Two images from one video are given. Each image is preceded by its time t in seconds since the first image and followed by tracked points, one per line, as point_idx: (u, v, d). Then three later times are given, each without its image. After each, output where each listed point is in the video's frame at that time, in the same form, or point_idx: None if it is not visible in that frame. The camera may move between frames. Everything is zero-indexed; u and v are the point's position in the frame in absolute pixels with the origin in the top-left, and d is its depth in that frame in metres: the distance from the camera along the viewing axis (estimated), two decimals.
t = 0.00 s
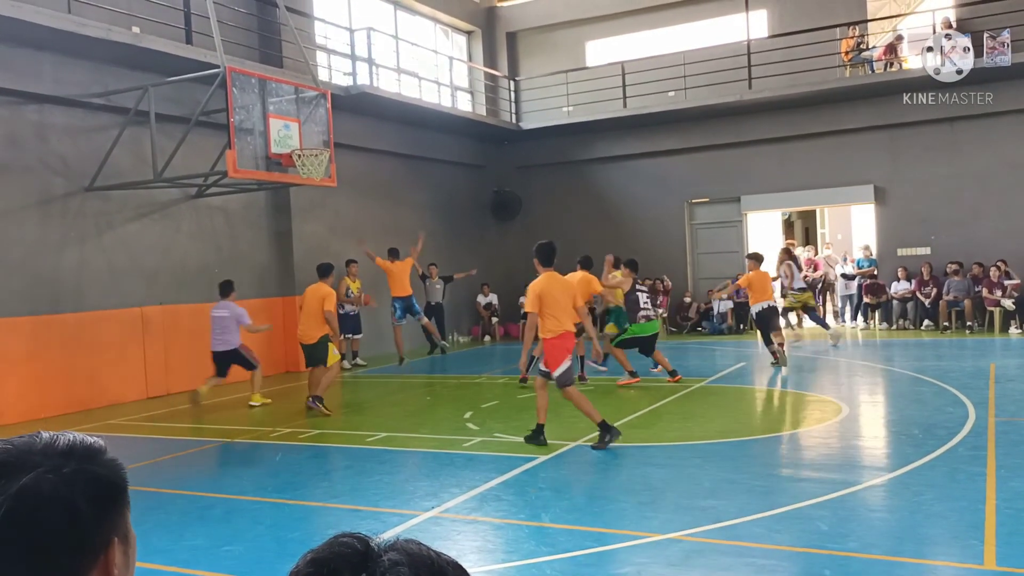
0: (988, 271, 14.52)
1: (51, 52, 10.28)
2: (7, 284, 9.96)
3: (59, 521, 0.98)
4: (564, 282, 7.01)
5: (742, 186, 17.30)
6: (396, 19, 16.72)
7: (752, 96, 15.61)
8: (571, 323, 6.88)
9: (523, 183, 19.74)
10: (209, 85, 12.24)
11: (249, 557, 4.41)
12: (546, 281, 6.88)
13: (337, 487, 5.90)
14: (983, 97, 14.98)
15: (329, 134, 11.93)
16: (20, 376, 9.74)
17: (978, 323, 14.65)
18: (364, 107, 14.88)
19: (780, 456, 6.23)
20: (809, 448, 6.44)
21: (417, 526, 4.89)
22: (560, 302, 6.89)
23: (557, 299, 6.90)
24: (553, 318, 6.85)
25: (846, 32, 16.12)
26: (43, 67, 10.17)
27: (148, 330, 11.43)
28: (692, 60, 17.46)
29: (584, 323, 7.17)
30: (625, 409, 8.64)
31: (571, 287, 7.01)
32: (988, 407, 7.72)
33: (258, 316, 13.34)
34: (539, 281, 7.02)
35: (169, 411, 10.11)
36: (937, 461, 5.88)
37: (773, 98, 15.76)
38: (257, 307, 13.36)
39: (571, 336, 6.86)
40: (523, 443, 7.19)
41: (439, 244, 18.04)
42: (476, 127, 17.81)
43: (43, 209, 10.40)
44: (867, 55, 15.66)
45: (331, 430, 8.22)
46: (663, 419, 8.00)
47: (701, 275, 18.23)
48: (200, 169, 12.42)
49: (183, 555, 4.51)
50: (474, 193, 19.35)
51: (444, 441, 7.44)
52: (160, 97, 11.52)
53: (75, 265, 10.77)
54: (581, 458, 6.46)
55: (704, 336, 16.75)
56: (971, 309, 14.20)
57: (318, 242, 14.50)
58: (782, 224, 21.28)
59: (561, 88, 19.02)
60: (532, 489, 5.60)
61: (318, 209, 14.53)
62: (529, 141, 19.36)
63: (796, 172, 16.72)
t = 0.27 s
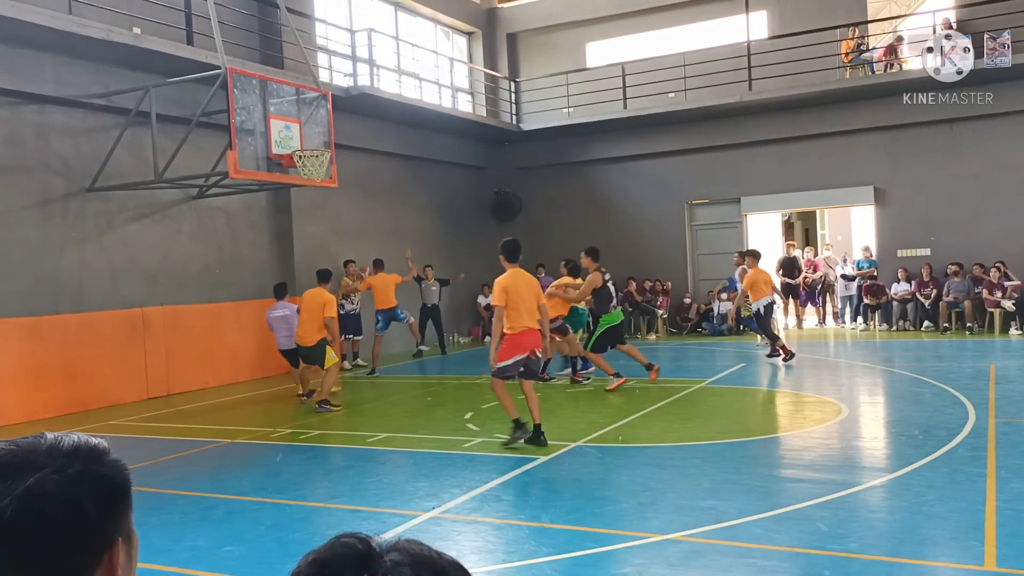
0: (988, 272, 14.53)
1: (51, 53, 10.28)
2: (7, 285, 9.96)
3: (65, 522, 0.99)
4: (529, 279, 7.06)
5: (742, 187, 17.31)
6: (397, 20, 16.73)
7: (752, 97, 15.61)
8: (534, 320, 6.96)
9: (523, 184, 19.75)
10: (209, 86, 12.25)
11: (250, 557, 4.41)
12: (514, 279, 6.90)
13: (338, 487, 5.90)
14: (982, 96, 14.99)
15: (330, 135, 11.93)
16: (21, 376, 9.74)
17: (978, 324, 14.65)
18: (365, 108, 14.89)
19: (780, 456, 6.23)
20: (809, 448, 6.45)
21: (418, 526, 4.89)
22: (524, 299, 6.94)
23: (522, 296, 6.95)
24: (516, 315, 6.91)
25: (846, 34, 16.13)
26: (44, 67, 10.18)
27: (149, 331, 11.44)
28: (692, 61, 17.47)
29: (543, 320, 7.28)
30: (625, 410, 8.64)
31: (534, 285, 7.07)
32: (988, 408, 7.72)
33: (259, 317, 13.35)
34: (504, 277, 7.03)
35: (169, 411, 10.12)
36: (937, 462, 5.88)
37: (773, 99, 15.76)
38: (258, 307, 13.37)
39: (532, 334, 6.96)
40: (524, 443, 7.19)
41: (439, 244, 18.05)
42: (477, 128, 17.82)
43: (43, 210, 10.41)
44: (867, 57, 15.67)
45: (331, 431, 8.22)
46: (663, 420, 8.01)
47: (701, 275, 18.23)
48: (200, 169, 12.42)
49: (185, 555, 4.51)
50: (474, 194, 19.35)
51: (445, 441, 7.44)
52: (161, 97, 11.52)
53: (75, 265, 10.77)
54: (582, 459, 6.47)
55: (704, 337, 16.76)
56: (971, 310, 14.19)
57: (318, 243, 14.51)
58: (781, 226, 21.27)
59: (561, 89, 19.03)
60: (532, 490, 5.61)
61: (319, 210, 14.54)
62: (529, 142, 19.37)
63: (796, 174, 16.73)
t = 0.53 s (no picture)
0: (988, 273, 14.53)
1: (53, 53, 10.30)
2: (8, 284, 9.97)
3: (64, 523, 1.00)
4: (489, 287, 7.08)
5: (742, 187, 17.31)
6: (398, 20, 16.74)
7: (753, 98, 15.62)
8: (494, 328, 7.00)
9: (524, 184, 19.75)
10: (211, 86, 12.26)
11: (251, 556, 4.42)
12: (475, 287, 6.91)
13: (339, 487, 5.91)
14: (982, 96, 14.99)
15: (331, 136, 11.93)
16: (23, 376, 9.74)
17: (978, 325, 14.65)
18: (366, 108, 14.91)
19: (780, 457, 6.23)
20: (809, 449, 6.45)
21: (418, 525, 4.90)
22: (484, 308, 6.97)
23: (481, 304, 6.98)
24: (475, 323, 6.95)
25: (847, 35, 16.14)
26: (46, 67, 10.19)
27: (150, 330, 11.45)
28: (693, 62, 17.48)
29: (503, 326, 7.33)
30: (625, 410, 8.64)
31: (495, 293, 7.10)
32: (988, 409, 7.73)
33: (260, 317, 13.36)
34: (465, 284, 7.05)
35: (170, 410, 10.12)
36: (937, 462, 5.88)
37: (774, 100, 15.77)
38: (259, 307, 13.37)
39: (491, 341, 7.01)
40: (525, 443, 7.19)
41: (439, 244, 18.05)
42: (477, 129, 17.83)
43: (45, 209, 10.42)
44: (868, 58, 15.67)
45: (332, 430, 8.22)
46: (663, 420, 8.00)
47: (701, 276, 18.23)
48: (202, 169, 12.44)
49: (186, 554, 4.52)
50: (475, 194, 19.36)
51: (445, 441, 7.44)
52: (162, 98, 11.53)
53: (77, 265, 10.79)
54: (582, 459, 6.47)
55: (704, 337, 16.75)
56: (971, 311, 14.18)
57: (319, 243, 14.52)
58: (781, 226, 21.26)
59: (562, 90, 19.04)
60: (533, 490, 5.61)
61: (320, 210, 14.55)
62: (530, 143, 19.37)
63: (796, 174, 16.74)
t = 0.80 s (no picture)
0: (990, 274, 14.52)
1: (54, 53, 10.30)
2: (10, 284, 9.98)
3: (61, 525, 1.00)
4: (456, 286, 7.37)
5: (743, 188, 17.31)
6: (399, 21, 16.75)
7: (754, 99, 15.61)
8: (457, 322, 7.20)
9: (525, 185, 19.75)
10: (212, 87, 12.27)
11: (251, 557, 4.41)
12: (436, 282, 7.25)
13: (339, 488, 5.90)
14: (983, 96, 15.00)
15: (332, 136, 11.93)
16: (24, 376, 9.74)
17: (979, 326, 14.63)
18: (367, 109, 14.91)
19: (781, 458, 6.23)
20: (810, 450, 6.44)
21: (419, 526, 4.89)
22: (447, 304, 7.24)
23: (444, 300, 7.26)
24: (437, 318, 7.22)
25: (849, 36, 16.13)
26: (47, 67, 10.19)
27: (151, 330, 11.45)
28: (694, 63, 17.48)
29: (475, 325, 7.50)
30: (625, 411, 8.62)
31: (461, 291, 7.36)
32: (990, 410, 7.72)
33: (261, 317, 13.33)
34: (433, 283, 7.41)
35: (172, 410, 10.12)
36: (939, 464, 5.87)
37: (775, 101, 15.76)
38: (260, 307, 13.36)
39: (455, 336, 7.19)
40: (525, 444, 7.19)
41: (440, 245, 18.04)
42: (478, 130, 17.83)
43: (46, 209, 10.42)
44: (869, 59, 15.67)
45: (333, 431, 8.22)
46: (663, 421, 7.99)
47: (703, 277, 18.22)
48: (203, 169, 12.44)
49: (186, 554, 4.52)
50: (476, 195, 19.36)
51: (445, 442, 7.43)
52: (163, 98, 11.54)
53: (78, 265, 10.79)
54: (582, 460, 6.46)
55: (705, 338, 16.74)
56: (973, 312, 14.14)
57: (320, 244, 14.52)
58: (782, 227, 21.26)
59: (563, 91, 19.03)
60: (533, 491, 5.61)
61: (320, 211, 14.55)
62: (531, 144, 19.37)
63: (797, 176, 16.73)
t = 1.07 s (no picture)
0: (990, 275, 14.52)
1: (55, 54, 10.31)
2: (10, 285, 9.99)
3: (59, 524, 1.02)
4: (431, 288, 7.48)
5: (744, 189, 17.31)
6: (399, 22, 16.76)
7: (754, 100, 15.62)
8: (429, 325, 7.36)
9: (525, 186, 19.76)
10: (212, 87, 12.28)
11: (251, 558, 4.41)
12: (410, 285, 7.36)
13: (340, 488, 5.90)
14: (983, 96, 15.00)
15: (332, 137, 11.94)
16: (24, 376, 9.74)
17: (979, 327, 14.63)
18: (367, 109, 14.91)
19: (781, 459, 6.23)
20: (810, 451, 6.44)
21: (419, 527, 4.89)
22: (420, 306, 7.40)
23: (418, 302, 7.41)
24: (410, 319, 7.38)
25: (848, 37, 16.14)
26: (47, 68, 10.20)
27: (151, 331, 11.45)
28: (694, 64, 17.49)
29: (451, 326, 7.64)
30: (626, 412, 8.63)
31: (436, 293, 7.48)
32: (989, 411, 7.72)
33: (262, 317, 13.33)
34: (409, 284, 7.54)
35: (172, 411, 10.12)
36: (939, 464, 5.87)
37: (775, 102, 15.77)
38: (260, 308, 13.37)
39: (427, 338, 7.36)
40: (525, 445, 7.19)
41: (441, 246, 18.05)
42: (478, 130, 17.84)
43: (47, 210, 10.42)
44: (869, 60, 15.67)
45: (332, 432, 8.22)
46: (663, 422, 7.99)
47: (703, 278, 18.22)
48: (203, 170, 12.44)
49: (186, 555, 4.52)
50: (476, 196, 19.36)
51: (446, 443, 7.43)
52: (164, 99, 11.54)
53: (78, 266, 10.80)
54: (583, 460, 6.47)
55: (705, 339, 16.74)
56: (973, 313, 14.14)
57: (320, 245, 14.52)
58: (782, 228, 21.26)
59: (563, 92, 19.04)
60: (533, 491, 5.61)
61: (321, 211, 14.55)
62: (531, 145, 19.38)
63: (798, 176, 16.73)
